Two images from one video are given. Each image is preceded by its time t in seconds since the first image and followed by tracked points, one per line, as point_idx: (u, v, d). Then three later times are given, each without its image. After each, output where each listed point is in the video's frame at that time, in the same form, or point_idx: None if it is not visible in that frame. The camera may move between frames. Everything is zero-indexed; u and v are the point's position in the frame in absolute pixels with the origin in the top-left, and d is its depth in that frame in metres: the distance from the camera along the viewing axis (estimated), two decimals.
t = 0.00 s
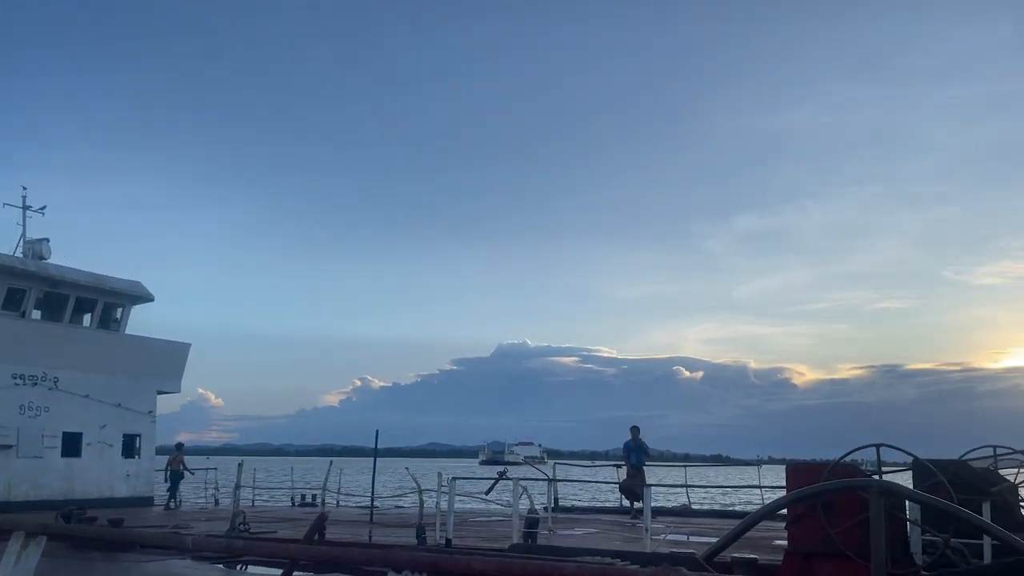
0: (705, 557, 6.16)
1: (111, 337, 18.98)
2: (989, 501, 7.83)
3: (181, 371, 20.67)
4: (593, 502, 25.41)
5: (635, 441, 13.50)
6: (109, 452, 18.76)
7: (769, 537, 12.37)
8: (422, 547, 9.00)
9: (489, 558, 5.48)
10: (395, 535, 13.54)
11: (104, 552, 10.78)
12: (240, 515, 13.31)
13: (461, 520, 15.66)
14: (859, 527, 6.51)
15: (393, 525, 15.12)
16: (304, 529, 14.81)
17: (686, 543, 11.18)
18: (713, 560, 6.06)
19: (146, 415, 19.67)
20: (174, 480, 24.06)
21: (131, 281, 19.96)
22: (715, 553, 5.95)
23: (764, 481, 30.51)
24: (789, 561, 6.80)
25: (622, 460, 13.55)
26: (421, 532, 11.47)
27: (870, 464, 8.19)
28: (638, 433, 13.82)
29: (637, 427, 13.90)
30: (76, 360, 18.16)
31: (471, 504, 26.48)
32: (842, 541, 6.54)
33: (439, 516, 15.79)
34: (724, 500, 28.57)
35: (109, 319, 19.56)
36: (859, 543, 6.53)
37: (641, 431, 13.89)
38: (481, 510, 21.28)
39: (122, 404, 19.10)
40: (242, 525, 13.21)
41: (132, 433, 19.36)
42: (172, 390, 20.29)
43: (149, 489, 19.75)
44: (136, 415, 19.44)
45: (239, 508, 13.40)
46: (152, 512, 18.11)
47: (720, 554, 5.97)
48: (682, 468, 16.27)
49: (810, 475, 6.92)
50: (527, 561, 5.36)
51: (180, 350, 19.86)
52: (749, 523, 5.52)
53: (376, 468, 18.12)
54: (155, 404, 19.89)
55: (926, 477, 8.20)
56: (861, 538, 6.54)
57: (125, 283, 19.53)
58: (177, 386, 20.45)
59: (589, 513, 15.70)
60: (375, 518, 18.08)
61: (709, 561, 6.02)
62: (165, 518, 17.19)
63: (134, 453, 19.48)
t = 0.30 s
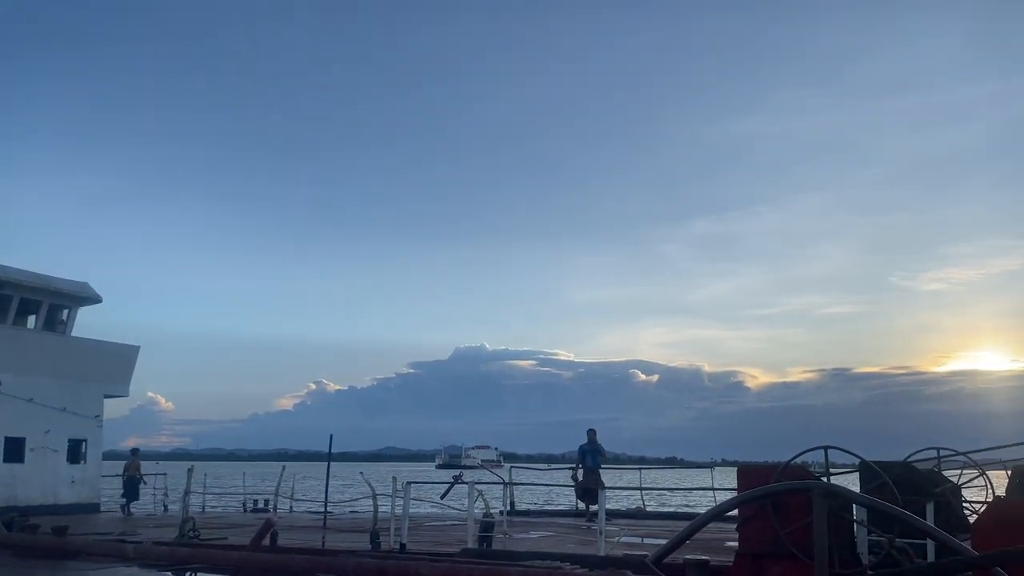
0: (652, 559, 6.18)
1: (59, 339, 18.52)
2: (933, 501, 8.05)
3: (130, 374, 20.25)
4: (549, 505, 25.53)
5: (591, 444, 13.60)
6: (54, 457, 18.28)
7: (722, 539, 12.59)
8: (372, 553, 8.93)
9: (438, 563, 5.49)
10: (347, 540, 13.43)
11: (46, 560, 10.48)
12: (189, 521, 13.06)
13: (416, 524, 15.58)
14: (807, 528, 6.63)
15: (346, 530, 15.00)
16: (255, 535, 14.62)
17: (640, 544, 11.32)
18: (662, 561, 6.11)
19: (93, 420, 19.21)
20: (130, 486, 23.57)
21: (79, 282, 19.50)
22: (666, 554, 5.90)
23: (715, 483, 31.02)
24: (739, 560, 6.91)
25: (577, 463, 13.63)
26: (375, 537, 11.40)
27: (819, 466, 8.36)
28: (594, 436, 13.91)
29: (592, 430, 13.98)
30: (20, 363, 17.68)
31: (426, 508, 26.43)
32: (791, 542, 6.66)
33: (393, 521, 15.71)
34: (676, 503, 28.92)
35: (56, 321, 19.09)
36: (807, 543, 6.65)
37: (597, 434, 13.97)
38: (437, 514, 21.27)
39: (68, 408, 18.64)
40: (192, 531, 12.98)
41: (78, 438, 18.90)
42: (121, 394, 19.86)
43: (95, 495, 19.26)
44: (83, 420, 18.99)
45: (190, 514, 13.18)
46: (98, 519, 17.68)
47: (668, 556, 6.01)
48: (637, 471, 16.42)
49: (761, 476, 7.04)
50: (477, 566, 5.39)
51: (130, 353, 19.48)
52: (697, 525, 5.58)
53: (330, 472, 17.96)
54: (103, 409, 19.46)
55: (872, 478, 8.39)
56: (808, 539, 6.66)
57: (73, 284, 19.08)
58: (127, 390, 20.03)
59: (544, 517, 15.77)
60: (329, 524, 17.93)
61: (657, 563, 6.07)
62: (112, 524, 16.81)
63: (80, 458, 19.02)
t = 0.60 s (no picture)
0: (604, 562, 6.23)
1: (9, 339, 18.09)
2: (883, 500, 8.21)
3: (84, 375, 19.84)
4: (509, 506, 25.56)
5: (551, 444, 13.64)
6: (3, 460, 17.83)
7: (680, 538, 12.73)
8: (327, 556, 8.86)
9: (390, 565, 5.43)
10: (305, 542, 13.31)
11: None
12: (141, 525, 12.85)
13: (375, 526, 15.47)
14: (761, 527, 6.73)
15: (304, 532, 14.86)
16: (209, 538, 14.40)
17: (600, 543, 11.41)
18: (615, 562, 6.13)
19: (44, 421, 18.78)
20: (91, 488, 23.12)
21: (31, 281, 19.07)
22: (615, 556, 5.85)
23: (674, 484, 31.35)
24: (696, 560, 6.99)
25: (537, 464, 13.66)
26: (333, 539, 11.31)
27: (774, 466, 8.47)
28: (555, 435, 13.97)
29: (553, 431, 14.02)
30: None
31: (386, 509, 26.30)
32: (746, 541, 6.75)
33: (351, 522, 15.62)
34: (635, 503, 29.19)
35: (6, 320, 18.64)
36: (760, 542, 6.74)
37: (558, 434, 14.02)
38: (396, 514, 21.14)
39: (18, 409, 18.20)
40: (144, 535, 12.74)
41: (29, 440, 18.46)
42: (74, 394, 19.44)
43: (46, 498, 18.82)
44: (35, 421, 18.56)
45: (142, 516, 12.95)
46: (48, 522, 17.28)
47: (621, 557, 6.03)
48: (597, 471, 16.50)
49: (716, 477, 7.13)
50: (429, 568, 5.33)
51: (84, 352, 19.09)
52: (650, 525, 5.61)
53: (288, 473, 17.77)
54: (54, 410, 19.03)
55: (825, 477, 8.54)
56: (763, 538, 6.76)
57: (24, 282, 18.66)
58: (80, 391, 19.61)
59: (504, 517, 15.81)
60: (287, 526, 17.75)
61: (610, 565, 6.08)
62: (63, 527, 16.44)
63: (31, 460, 18.58)
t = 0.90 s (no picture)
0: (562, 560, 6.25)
1: None
2: (838, 497, 8.36)
3: (37, 374, 19.41)
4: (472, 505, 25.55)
5: (514, 443, 13.66)
6: None
7: (641, 536, 12.84)
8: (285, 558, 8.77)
9: (346, 567, 5.35)
10: (263, 543, 13.16)
11: None
12: (93, 527, 12.58)
13: (336, 526, 15.34)
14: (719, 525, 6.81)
15: (262, 533, 14.69)
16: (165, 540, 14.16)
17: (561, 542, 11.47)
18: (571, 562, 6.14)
19: None
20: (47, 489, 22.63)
21: None
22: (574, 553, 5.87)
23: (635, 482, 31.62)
24: (656, 558, 7.06)
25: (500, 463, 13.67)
26: (292, 539, 11.20)
27: (732, 464, 8.59)
28: (517, 434, 13.99)
29: (515, 430, 14.03)
30: None
31: (348, 509, 26.13)
32: (704, 538, 6.83)
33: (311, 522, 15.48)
34: (597, 502, 29.34)
35: None
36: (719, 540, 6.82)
37: (520, 433, 14.05)
38: (357, 514, 21.01)
39: None
40: (97, 537, 12.48)
41: None
42: (27, 394, 19.01)
43: None
44: None
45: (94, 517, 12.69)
46: None
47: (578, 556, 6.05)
48: (559, 470, 16.57)
49: (675, 475, 7.20)
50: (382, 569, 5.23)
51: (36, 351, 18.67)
52: (608, 523, 5.64)
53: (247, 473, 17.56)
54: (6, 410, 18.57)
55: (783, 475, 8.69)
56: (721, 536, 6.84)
57: None
58: (33, 390, 19.18)
59: (465, 516, 15.80)
60: (246, 527, 17.56)
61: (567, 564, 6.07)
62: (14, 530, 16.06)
63: None
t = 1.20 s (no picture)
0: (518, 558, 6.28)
1: None
2: (795, 493, 8.49)
3: None
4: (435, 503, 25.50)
5: (477, 441, 13.65)
6: None
7: (602, 533, 12.91)
8: (242, 557, 8.68)
9: (300, 568, 5.28)
10: (220, 542, 12.99)
11: None
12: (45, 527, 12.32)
13: (296, 525, 15.20)
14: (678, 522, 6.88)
15: (221, 532, 14.51)
16: (120, 539, 13.92)
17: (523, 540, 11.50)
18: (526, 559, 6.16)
19: None
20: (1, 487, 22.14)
21: None
22: (530, 550, 5.93)
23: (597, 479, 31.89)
24: (615, 555, 7.11)
25: (462, 461, 13.65)
26: (250, 539, 11.10)
27: (692, 461, 8.67)
28: (480, 432, 13.99)
29: (479, 428, 14.04)
30: None
31: (309, 507, 25.91)
32: (663, 535, 6.90)
33: (270, 521, 15.31)
34: (559, 500, 29.48)
35: None
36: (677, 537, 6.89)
37: (482, 430, 14.04)
38: (318, 512, 20.84)
39: None
40: (50, 536, 12.21)
41: None
42: None
43: None
44: None
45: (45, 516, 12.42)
46: None
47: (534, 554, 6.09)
48: (521, 468, 16.60)
49: (635, 472, 7.25)
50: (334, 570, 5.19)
51: None
52: (565, 519, 5.68)
53: (205, 471, 17.33)
54: None
55: (741, 472, 8.80)
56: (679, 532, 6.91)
57: None
58: None
59: (427, 514, 15.78)
60: (204, 526, 17.33)
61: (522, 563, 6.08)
62: None
63: None
